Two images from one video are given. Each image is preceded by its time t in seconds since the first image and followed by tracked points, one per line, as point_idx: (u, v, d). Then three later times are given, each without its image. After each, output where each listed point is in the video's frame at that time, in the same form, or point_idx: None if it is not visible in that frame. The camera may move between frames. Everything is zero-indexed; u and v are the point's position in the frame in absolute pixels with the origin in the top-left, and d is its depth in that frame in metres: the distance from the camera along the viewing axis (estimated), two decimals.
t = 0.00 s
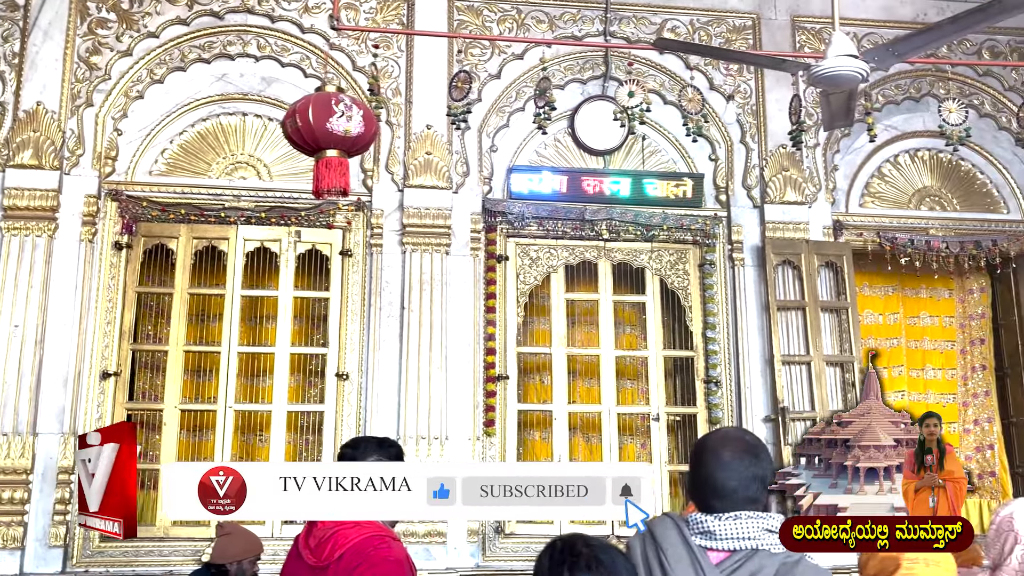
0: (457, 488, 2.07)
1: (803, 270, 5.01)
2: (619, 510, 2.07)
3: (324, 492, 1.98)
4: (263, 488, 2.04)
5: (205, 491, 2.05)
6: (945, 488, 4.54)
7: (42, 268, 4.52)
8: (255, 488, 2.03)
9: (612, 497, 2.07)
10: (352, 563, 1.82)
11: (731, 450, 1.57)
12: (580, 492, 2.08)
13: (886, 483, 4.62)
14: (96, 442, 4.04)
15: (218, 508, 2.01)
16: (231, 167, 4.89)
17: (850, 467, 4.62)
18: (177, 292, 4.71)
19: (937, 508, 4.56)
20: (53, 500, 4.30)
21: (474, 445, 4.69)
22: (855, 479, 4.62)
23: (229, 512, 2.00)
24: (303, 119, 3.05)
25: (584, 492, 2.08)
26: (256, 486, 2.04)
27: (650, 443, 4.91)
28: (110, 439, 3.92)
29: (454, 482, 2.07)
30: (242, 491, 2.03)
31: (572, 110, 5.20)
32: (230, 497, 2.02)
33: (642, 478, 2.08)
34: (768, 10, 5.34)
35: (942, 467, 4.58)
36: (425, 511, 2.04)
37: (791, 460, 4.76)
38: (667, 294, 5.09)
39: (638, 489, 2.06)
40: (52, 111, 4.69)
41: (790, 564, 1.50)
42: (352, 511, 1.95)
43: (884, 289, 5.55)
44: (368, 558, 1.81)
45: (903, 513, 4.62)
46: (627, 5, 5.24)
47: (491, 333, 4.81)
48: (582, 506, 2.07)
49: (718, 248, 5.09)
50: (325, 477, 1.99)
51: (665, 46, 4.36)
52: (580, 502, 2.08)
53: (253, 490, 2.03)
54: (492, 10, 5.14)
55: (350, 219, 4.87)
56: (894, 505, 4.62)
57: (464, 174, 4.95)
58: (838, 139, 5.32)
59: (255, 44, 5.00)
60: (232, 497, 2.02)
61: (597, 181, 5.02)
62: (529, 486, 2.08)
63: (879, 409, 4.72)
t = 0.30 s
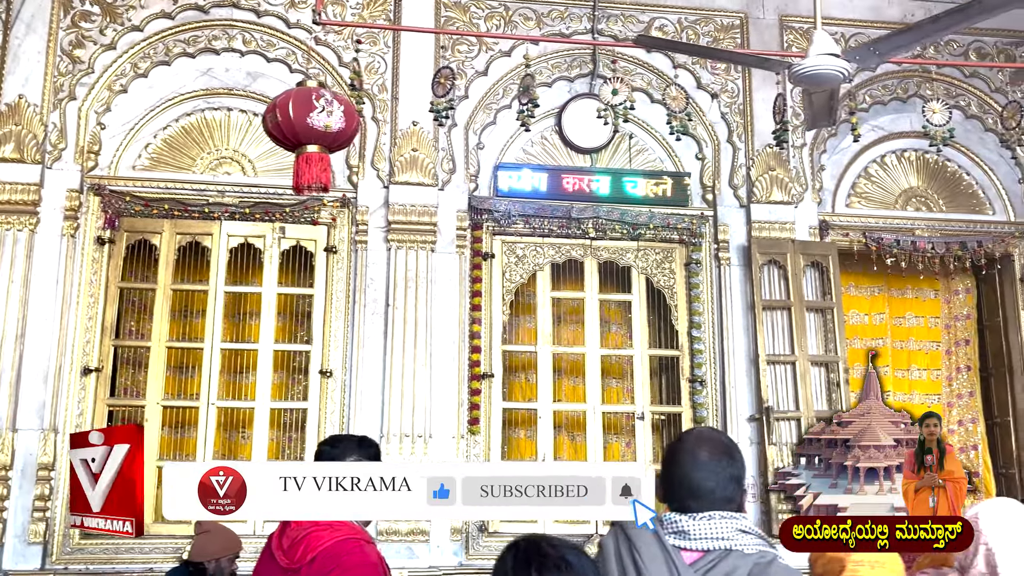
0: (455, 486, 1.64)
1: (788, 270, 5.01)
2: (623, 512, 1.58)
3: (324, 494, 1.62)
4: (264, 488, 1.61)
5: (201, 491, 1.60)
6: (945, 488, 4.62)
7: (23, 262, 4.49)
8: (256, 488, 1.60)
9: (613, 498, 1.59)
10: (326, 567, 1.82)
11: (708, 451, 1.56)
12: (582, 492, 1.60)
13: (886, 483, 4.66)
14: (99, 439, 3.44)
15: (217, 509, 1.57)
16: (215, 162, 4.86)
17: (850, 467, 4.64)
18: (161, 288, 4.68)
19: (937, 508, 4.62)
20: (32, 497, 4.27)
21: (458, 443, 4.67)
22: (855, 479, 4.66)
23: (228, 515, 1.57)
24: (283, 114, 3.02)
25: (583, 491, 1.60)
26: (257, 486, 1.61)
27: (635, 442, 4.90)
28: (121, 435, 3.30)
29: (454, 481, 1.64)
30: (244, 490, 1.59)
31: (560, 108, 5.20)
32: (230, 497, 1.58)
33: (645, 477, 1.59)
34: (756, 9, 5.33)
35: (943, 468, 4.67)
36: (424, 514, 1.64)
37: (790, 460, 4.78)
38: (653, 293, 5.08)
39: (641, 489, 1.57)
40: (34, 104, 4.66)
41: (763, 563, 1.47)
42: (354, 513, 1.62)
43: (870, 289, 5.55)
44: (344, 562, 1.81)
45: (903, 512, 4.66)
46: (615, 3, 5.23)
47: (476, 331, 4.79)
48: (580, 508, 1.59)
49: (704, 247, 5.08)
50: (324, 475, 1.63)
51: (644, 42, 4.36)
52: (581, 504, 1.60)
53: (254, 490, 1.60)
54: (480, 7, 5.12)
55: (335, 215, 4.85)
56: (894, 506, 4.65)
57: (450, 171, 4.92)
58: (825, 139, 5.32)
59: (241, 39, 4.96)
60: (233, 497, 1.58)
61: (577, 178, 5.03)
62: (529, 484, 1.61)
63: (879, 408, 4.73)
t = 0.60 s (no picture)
0: (455, 486, 1.64)
1: (776, 269, 5.00)
2: (623, 512, 1.49)
3: (324, 494, 1.64)
4: (264, 488, 1.65)
5: (203, 490, 1.64)
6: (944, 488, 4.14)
7: (6, 255, 4.47)
8: (256, 488, 1.64)
9: (614, 498, 1.50)
10: (295, 570, 1.82)
11: (663, 448, 1.52)
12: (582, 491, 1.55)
13: (886, 483, 4.64)
14: (102, 442, 4.10)
15: (218, 510, 1.61)
16: (201, 157, 4.84)
17: (850, 467, 4.62)
18: (146, 283, 4.66)
19: (938, 508, 4.15)
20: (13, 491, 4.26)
21: (443, 440, 4.67)
22: (855, 479, 4.64)
23: (228, 514, 1.61)
24: (263, 108, 3.02)
25: (583, 491, 1.55)
26: (257, 486, 1.65)
27: (621, 439, 4.90)
28: (125, 439, 4.02)
29: (453, 481, 1.64)
30: (243, 490, 1.63)
31: (549, 104, 5.19)
32: (231, 497, 1.62)
33: (645, 476, 1.50)
34: (746, 7, 5.32)
35: (941, 468, 4.24)
36: (424, 514, 1.64)
37: (792, 460, 4.80)
38: (640, 290, 5.08)
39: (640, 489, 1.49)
40: (19, 97, 4.64)
41: (721, 558, 1.43)
42: (353, 514, 1.63)
43: (859, 288, 5.53)
44: (312, 569, 1.81)
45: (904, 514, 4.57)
46: None
47: (462, 328, 4.78)
48: (579, 509, 1.53)
49: (692, 246, 5.07)
50: (325, 475, 1.64)
51: (621, 37, 4.36)
52: (580, 505, 1.54)
53: (253, 490, 1.64)
54: (468, 3, 5.11)
55: (321, 211, 4.83)
56: (894, 506, 4.62)
57: (437, 167, 4.92)
58: (814, 138, 5.31)
59: (228, 33, 4.94)
60: (233, 497, 1.62)
61: (558, 174, 5.03)
62: (528, 484, 1.62)
63: (879, 409, 4.71)
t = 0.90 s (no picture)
0: (455, 486, 1.58)
1: (766, 266, 4.99)
2: (624, 513, 1.47)
3: (324, 494, 1.57)
4: (265, 488, 1.58)
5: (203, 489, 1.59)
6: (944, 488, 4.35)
7: None
8: (256, 488, 1.57)
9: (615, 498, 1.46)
10: (269, 567, 1.81)
11: (646, 446, 1.50)
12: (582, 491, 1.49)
13: (886, 483, 4.61)
14: (102, 447, 4.32)
15: (218, 510, 1.56)
16: (191, 152, 4.83)
17: (850, 467, 4.62)
18: (134, 277, 4.65)
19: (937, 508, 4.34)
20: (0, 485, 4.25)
21: (432, 436, 4.66)
22: (854, 479, 4.61)
23: (228, 515, 1.55)
24: (246, 102, 3.02)
25: (582, 491, 1.49)
26: (257, 486, 1.58)
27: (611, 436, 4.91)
28: (126, 443, 4.31)
29: (454, 481, 1.57)
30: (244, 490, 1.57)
31: (540, 101, 5.18)
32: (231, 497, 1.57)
33: (647, 476, 1.48)
34: (738, 4, 5.31)
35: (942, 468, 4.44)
36: (425, 514, 1.58)
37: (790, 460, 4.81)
38: (631, 288, 5.07)
39: (642, 489, 1.47)
40: (8, 90, 4.63)
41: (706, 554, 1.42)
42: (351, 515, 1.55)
43: (850, 286, 5.52)
44: (287, 565, 1.80)
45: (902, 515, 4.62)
46: None
47: (451, 324, 4.78)
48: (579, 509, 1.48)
49: (682, 243, 5.07)
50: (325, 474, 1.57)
51: (604, 32, 4.36)
52: (581, 505, 1.49)
53: (254, 490, 1.58)
54: None
55: (311, 206, 4.83)
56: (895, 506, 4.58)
57: (427, 163, 4.91)
58: (806, 135, 5.30)
59: (218, 27, 4.93)
60: (233, 497, 1.57)
61: (543, 171, 5.00)
62: (528, 484, 1.53)
63: (880, 408, 4.76)
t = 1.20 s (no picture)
0: (455, 486, 1.61)
1: (762, 264, 4.98)
2: (624, 513, 1.47)
3: (324, 494, 1.62)
4: (266, 488, 1.65)
5: (204, 489, 1.67)
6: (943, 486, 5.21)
7: None
8: (256, 488, 1.64)
9: (614, 498, 1.48)
10: (253, 564, 1.82)
11: (677, 443, 1.54)
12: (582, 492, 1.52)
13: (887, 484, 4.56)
14: (102, 446, 3.92)
15: (218, 510, 1.65)
16: (185, 147, 4.82)
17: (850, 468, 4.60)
18: (128, 272, 4.64)
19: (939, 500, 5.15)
20: None
21: (426, 433, 4.66)
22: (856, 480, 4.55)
23: (228, 514, 1.64)
24: (237, 96, 3.02)
25: (582, 491, 1.52)
26: (256, 486, 1.65)
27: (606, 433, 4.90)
28: (128, 445, 3.88)
29: (453, 481, 1.61)
30: (244, 490, 1.65)
31: (535, 98, 5.17)
32: (230, 497, 1.65)
33: (646, 476, 1.51)
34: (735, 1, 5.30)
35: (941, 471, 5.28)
36: (423, 514, 1.62)
37: (781, 457, 4.76)
38: (626, 285, 5.07)
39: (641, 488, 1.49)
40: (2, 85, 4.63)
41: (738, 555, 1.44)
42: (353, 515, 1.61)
43: (846, 285, 5.51)
44: (271, 563, 1.81)
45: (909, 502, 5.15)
46: None
47: (446, 320, 4.77)
48: (579, 509, 1.50)
49: (678, 240, 5.06)
50: (325, 475, 1.62)
51: (596, 27, 4.35)
52: (580, 505, 1.52)
53: (254, 490, 1.64)
54: None
55: (306, 202, 4.81)
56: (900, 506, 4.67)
57: (423, 159, 4.90)
58: (802, 133, 5.29)
59: (213, 23, 4.92)
60: (233, 497, 1.65)
61: (532, 167, 4.98)
62: (528, 484, 1.57)
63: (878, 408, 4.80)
